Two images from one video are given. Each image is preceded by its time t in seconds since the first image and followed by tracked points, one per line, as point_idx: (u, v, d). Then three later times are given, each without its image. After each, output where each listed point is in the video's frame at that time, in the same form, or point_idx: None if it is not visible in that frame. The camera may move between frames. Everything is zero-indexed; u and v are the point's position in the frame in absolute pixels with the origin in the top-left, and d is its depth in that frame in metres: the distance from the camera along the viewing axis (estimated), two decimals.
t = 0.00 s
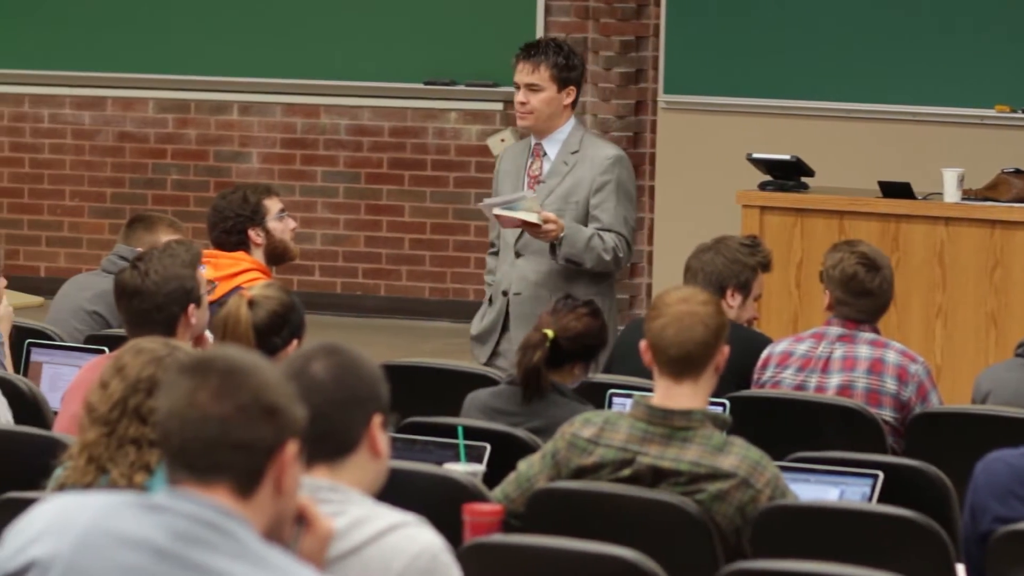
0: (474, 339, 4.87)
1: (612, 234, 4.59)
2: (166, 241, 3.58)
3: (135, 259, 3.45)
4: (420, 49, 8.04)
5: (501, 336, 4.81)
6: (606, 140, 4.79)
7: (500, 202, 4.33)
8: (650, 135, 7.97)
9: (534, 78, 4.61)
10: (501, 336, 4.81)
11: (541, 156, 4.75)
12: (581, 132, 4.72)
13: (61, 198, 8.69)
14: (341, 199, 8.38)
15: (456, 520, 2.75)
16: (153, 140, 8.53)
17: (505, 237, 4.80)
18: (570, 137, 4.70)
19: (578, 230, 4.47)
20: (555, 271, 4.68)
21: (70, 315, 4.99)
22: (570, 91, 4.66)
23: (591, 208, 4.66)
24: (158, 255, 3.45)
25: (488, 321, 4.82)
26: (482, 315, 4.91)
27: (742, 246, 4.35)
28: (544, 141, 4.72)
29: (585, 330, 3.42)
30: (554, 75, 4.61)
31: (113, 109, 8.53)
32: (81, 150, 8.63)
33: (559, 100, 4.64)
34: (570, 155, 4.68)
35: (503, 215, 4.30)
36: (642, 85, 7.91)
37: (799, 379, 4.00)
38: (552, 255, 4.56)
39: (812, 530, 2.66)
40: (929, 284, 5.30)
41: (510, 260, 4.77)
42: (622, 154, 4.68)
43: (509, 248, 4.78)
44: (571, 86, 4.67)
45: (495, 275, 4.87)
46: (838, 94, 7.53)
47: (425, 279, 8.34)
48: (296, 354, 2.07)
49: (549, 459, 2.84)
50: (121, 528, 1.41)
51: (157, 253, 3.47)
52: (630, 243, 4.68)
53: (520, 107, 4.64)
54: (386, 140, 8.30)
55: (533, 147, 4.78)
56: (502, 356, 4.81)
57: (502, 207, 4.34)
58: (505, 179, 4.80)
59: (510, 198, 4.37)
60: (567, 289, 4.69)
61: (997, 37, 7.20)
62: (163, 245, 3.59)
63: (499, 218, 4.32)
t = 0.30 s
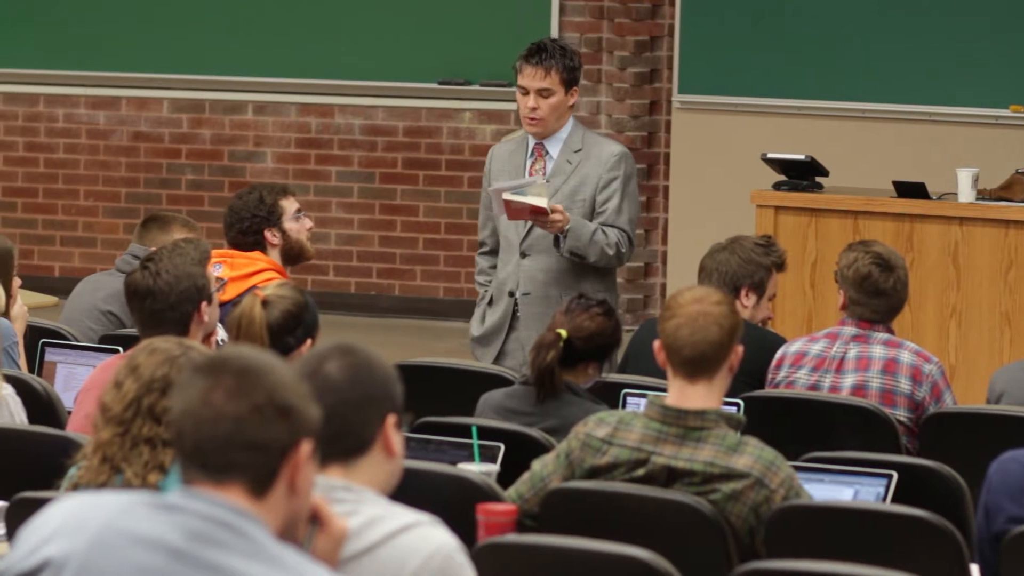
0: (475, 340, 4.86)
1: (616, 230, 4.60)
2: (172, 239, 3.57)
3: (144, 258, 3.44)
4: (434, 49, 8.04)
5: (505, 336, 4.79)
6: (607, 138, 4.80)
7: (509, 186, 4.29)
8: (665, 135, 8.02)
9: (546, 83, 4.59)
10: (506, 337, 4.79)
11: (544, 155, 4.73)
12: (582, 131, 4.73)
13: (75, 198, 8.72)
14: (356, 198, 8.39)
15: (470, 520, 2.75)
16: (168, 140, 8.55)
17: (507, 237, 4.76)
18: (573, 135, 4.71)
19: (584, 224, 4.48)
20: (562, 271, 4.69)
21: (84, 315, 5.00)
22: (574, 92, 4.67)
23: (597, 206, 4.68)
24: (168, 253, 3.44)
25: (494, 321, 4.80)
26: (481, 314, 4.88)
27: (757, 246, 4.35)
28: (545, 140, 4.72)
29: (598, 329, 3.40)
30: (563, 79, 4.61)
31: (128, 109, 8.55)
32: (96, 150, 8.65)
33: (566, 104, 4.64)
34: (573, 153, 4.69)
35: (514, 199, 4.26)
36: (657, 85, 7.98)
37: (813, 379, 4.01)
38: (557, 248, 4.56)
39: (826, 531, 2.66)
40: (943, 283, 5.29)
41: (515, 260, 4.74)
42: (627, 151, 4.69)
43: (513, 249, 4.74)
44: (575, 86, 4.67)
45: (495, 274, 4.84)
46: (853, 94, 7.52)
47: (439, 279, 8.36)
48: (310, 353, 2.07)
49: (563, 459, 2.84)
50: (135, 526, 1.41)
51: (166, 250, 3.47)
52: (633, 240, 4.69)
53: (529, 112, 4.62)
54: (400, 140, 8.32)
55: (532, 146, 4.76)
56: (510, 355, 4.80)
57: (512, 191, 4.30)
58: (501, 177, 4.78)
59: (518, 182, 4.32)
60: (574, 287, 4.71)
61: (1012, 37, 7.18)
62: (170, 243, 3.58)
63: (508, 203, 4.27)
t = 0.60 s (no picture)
0: (478, 340, 4.85)
1: (620, 226, 4.60)
2: (182, 241, 3.58)
3: (156, 257, 3.45)
4: (441, 49, 8.04)
5: (510, 336, 4.79)
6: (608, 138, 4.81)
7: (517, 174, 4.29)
8: (672, 135, 8.04)
9: (553, 85, 4.59)
10: (511, 336, 4.79)
11: (545, 155, 4.72)
12: (584, 130, 4.74)
13: (82, 197, 8.73)
14: (363, 198, 8.40)
15: (476, 519, 2.76)
16: (175, 139, 8.56)
17: (508, 237, 4.76)
18: (574, 134, 4.72)
19: (588, 219, 4.48)
20: (567, 269, 4.70)
21: (91, 314, 5.01)
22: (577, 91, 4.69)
23: (599, 204, 4.67)
24: (179, 253, 3.45)
25: (498, 321, 4.80)
26: (482, 315, 4.88)
27: (764, 246, 4.35)
28: (546, 140, 4.71)
29: (606, 328, 3.42)
30: (569, 81, 4.62)
31: (135, 109, 8.56)
32: (103, 150, 8.66)
33: (572, 104, 4.66)
34: (575, 152, 4.70)
35: (522, 186, 4.26)
36: (664, 85, 8.00)
37: (820, 378, 4.01)
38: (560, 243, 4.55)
39: (833, 531, 2.66)
40: (950, 283, 5.28)
41: (519, 260, 4.74)
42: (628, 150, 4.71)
43: (516, 248, 4.75)
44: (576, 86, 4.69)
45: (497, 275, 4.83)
46: (860, 94, 7.52)
47: (446, 278, 8.36)
48: (317, 353, 2.07)
49: (570, 459, 2.85)
50: (142, 525, 1.41)
51: (177, 251, 3.48)
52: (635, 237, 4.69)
53: (537, 114, 4.63)
54: (407, 139, 8.32)
55: (533, 146, 4.74)
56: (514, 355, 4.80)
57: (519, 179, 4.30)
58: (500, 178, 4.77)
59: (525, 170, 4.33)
60: (579, 286, 4.72)
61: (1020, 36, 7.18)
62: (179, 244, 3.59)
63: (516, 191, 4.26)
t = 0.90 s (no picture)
0: (479, 341, 4.85)
1: (624, 226, 4.60)
2: (187, 243, 3.59)
3: (162, 257, 3.45)
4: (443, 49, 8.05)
5: (512, 336, 4.79)
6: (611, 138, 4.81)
7: (522, 171, 4.31)
8: (675, 135, 8.03)
9: (559, 86, 4.59)
10: (514, 336, 4.79)
11: (549, 155, 4.72)
12: (587, 130, 4.73)
13: (85, 197, 8.73)
14: (366, 198, 8.40)
15: (479, 519, 2.76)
16: (178, 139, 8.56)
17: (511, 238, 4.76)
18: (577, 135, 4.71)
19: (592, 218, 4.48)
20: (571, 269, 4.71)
21: (95, 314, 5.01)
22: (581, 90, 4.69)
23: (604, 204, 4.67)
24: (185, 253, 3.46)
25: (501, 321, 4.79)
26: (483, 315, 4.87)
27: (766, 246, 4.35)
28: (550, 141, 4.72)
29: (609, 328, 3.40)
30: (574, 81, 4.62)
31: (138, 108, 8.55)
32: (106, 150, 8.66)
33: (576, 104, 4.67)
34: (578, 152, 4.70)
35: (528, 184, 4.26)
36: (667, 84, 7.98)
37: (823, 379, 4.00)
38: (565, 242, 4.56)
39: (837, 530, 2.65)
40: (953, 283, 5.28)
41: (521, 260, 4.74)
42: (632, 150, 4.71)
43: (519, 249, 4.75)
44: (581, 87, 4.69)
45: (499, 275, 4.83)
46: (863, 94, 7.51)
47: (450, 278, 8.36)
48: (320, 353, 2.07)
49: (572, 459, 2.85)
50: (145, 524, 1.42)
51: (183, 251, 3.48)
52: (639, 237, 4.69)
53: (542, 114, 4.62)
54: (410, 139, 8.32)
55: (536, 146, 4.75)
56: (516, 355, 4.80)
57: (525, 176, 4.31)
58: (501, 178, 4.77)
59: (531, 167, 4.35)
60: (582, 286, 4.72)
61: None
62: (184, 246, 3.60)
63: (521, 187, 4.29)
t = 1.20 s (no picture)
0: (478, 342, 4.85)
1: (625, 230, 4.60)
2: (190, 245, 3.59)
3: (164, 257, 3.45)
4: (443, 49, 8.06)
5: (512, 337, 4.79)
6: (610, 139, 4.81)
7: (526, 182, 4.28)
8: (675, 135, 8.02)
9: (559, 79, 4.60)
10: (513, 337, 4.79)
11: (549, 156, 4.72)
12: (587, 132, 4.73)
13: (86, 197, 8.73)
14: (366, 198, 8.40)
15: (479, 519, 2.76)
16: (178, 139, 8.56)
17: (510, 239, 4.76)
18: (577, 137, 4.71)
19: (595, 223, 4.48)
20: (571, 271, 4.71)
21: (95, 314, 5.01)
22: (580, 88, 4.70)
23: (605, 206, 4.68)
24: (188, 254, 3.46)
25: (500, 321, 4.79)
26: (483, 316, 4.87)
27: (767, 245, 4.35)
28: (550, 141, 4.71)
29: (608, 328, 3.41)
30: (574, 76, 4.63)
31: (138, 108, 8.55)
32: (106, 150, 8.66)
33: (577, 101, 4.67)
34: (579, 154, 4.70)
35: (532, 195, 4.25)
36: (667, 84, 7.98)
37: (823, 379, 4.01)
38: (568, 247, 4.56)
39: (837, 531, 2.66)
40: (954, 283, 5.28)
41: (521, 262, 4.74)
42: (632, 151, 4.71)
43: (518, 250, 4.75)
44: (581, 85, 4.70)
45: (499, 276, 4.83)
46: (863, 94, 7.51)
47: (450, 278, 8.36)
48: (320, 353, 2.08)
49: (572, 459, 2.85)
50: (146, 525, 1.42)
51: (186, 252, 3.49)
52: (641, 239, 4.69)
53: (543, 108, 4.62)
54: (410, 139, 8.32)
55: (536, 147, 4.74)
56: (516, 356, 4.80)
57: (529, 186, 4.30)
58: (501, 179, 4.77)
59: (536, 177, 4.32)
60: (582, 287, 4.72)
61: None
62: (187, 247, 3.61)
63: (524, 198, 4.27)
